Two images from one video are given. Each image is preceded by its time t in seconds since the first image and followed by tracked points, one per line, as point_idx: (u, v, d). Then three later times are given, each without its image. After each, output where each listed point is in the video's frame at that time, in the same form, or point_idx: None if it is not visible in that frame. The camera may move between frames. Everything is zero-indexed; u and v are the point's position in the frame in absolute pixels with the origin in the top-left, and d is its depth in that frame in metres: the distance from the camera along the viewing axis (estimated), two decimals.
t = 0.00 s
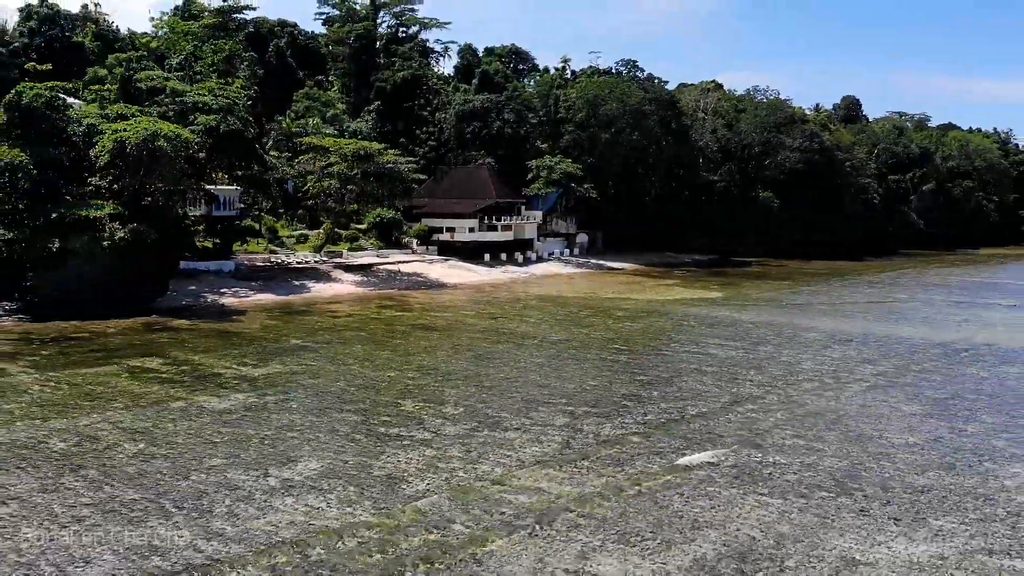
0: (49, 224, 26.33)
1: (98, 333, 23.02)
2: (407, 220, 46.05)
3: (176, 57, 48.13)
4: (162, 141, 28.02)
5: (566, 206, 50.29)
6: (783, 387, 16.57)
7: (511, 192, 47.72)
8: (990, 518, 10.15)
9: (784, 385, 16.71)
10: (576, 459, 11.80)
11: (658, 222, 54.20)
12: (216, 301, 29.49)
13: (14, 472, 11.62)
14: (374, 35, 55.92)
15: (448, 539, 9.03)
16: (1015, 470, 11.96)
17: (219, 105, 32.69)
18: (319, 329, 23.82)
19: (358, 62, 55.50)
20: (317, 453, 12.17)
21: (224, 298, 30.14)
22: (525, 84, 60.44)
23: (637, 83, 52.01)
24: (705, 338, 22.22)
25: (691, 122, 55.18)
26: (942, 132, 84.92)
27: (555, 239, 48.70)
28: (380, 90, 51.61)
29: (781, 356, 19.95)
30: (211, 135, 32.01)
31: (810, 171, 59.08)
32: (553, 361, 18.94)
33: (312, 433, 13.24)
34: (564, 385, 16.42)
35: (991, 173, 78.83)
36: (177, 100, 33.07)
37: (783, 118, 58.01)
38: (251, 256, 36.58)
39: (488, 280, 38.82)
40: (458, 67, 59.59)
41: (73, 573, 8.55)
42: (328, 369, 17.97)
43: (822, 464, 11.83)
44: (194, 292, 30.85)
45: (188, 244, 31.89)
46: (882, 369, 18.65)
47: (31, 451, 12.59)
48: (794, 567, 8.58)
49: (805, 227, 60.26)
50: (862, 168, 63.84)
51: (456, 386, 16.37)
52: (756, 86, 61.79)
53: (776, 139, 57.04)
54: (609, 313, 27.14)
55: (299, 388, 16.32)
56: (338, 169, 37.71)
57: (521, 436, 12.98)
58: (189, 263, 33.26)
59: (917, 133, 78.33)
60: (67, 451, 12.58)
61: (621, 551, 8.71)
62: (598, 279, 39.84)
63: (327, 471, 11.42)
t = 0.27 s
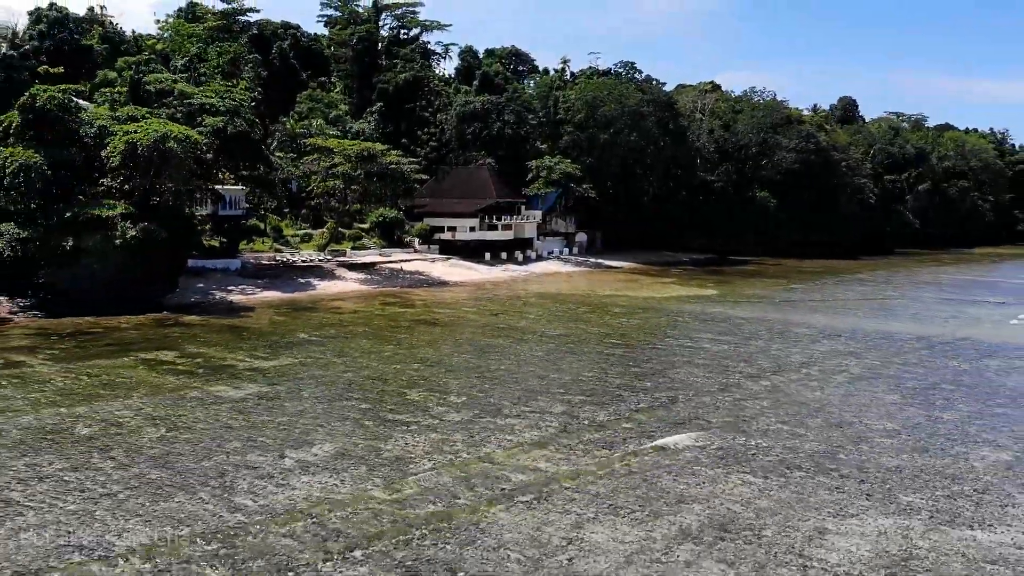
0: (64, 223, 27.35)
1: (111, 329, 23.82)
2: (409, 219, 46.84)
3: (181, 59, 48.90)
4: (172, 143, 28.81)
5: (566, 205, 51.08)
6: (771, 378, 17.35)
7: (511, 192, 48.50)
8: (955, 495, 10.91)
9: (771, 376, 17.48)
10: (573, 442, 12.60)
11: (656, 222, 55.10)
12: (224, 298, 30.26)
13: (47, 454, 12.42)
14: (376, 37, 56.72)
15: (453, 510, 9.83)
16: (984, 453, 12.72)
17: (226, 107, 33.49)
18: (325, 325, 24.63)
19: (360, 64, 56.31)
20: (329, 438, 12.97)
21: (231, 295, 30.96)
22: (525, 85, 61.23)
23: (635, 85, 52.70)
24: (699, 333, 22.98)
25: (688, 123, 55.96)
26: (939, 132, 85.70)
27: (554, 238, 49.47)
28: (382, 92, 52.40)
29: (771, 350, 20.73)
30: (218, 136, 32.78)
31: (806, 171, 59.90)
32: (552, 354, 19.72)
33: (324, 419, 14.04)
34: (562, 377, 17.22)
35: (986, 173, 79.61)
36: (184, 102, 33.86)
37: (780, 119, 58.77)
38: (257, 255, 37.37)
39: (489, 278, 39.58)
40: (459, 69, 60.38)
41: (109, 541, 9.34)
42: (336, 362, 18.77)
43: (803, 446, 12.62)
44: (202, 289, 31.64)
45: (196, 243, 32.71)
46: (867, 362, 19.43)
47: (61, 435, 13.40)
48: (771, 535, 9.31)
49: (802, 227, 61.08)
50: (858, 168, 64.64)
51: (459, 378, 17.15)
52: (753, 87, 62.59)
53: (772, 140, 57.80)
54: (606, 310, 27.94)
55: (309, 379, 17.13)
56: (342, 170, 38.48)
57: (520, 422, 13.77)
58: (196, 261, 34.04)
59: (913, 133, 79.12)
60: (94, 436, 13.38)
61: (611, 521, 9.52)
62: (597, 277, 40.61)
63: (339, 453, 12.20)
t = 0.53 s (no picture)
0: (76, 223, 27.99)
1: (123, 325, 24.55)
2: (411, 219, 47.60)
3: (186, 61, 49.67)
4: (181, 144, 29.56)
5: (565, 205, 51.81)
6: (761, 370, 18.10)
7: (511, 192, 49.26)
8: (926, 475, 11.65)
9: (761, 369, 18.22)
10: (569, 429, 13.37)
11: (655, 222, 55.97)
12: (231, 296, 31.00)
13: (74, 439, 13.16)
14: (378, 39, 57.51)
15: (456, 488, 10.56)
16: (958, 438, 13.45)
17: (232, 109, 34.25)
18: (331, 321, 25.41)
19: (362, 66, 57.08)
20: (340, 424, 13.72)
21: (238, 292, 31.72)
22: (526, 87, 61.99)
23: (633, 87, 53.39)
24: (694, 329, 23.74)
25: (686, 125, 56.69)
26: (935, 133, 86.50)
27: (554, 237, 50.15)
28: (384, 93, 53.18)
29: (762, 345, 21.47)
30: (225, 137, 33.52)
31: (803, 171, 60.62)
32: (550, 349, 20.45)
33: (334, 408, 14.79)
34: (560, 370, 17.96)
35: (982, 173, 80.31)
36: (192, 104, 34.63)
37: (777, 120, 59.52)
38: (262, 254, 38.14)
39: (490, 276, 40.31)
40: (459, 70, 61.15)
41: (139, 514, 10.07)
42: (343, 356, 19.54)
43: (787, 432, 13.34)
44: (209, 288, 32.41)
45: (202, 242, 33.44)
46: (854, 356, 20.18)
47: (85, 423, 14.12)
48: (752, 509, 10.02)
49: (799, 226, 61.82)
50: (854, 169, 65.37)
51: (461, 371, 17.87)
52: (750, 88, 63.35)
53: (769, 141, 58.36)
54: (604, 307, 28.71)
55: (318, 371, 17.88)
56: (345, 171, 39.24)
57: (520, 410, 14.54)
58: (203, 260, 34.76)
59: (909, 133, 79.86)
60: (116, 423, 14.10)
61: (604, 497, 10.25)
62: (596, 276, 41.34)
63: (349, 438, 12.95)
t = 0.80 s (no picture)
0: (88, 222, 28.84)
1: (135, 321, 25.36)
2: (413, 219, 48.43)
3: (191, 62, 50.42)
4: (190, 145, 30.35)
5: (564, 205, 52.52)
6: (751, 363, 18.87)
7: (511, 192, 50.08)
8: (901, 457, 12.42)
9: (752, 363, 18.94)
10: (566, 416, 14.18)
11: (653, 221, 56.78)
12: (238, 293, 31.81)
13: (100, 425, 13.97)
14: (380, 42, 58.32)
15: (462, 468, 11.35)
16: (934, 425, 14.23)
17: (239, 111, 35.08)
18: (337, 318, 26.24)
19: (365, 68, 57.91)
20: (351, 412, 14.49)
21: (245, 290, 32.54)
22: (525, 88, 62.78)
23: (632, 88, 54.17)
24: (688, 325, 24.50)
25: (684, 126, 57.44)
26: (931, 133, 87.30)
27: (553, 236, 50.83)
28: (387, 95, 53.98)
29: (754, 340, 22.25)
30: (231, 138, 34.31)
31: (799, 172, 61.40)
32: (549, 343, 21.20)
33: (343, 397, 15.56)
34: (558, 362, 18.73)
35: (978, 173, 81.25)
36: (200, 106, 35.43)
37: (774, 121, 60.25)
38: (268, 253, 38.97)
39: (490, 275, 41.12)
40: (460, 72, 61.96)
41: (167, 490, 10.86)
42: (349, 351, 20.26)
43: (773, 419, 14.12)
44: (217, 286, 33.25)
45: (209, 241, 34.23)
46: (843, 350, 20.96)
47: (107, 410, 14.92)
48: (736, 486, 10.80)
49: (795, 226, 62.57)
50: (850, 169, 66.18)
51: (462, 364, 18.62)
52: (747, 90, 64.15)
53: (766, 141, 59.00)
54: (601, 305, 29.51)
55: (326, 364, 18.65)
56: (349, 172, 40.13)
57: (519, 399, 15.36)
58: (210, 258, 35.60)
59: (905, 134, 80.72)
60: (137, 410, 14.91)
61: (597, 476, 11.03)
62: (594, 274, 42.10)
63: (359, 424, 13.75)
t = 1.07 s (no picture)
0: (99, 222, 29.58)
1: (146, 317, 26.06)
2: (414, 218, 49.24)
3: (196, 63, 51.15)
4: (198, 146, 31.17)
5: (563, 205, 53.25)
6: (741, 357, 19.61)
7: (511, 192, 50.88)
8: (879, 442, 13.14)
9: (743, 356, 19.68)
10: (562, 406, 14.93)
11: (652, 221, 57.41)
12: (244, 291, 32.62)
13: (121, 413, 14.73)
14: (382, 43, 59.08)
15: (465, 451, 12.10)
16: (913, 413, 14.96)
17: (244, 113, 35.90)
18: (341, 314, 26.98)
19: (366, 70, 58.64)
20: (359, 401, 15.24)
21: (251, 288, 33.28)
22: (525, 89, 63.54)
23: (630, 90, 54.91)
24: (683, 322, 25.24)
25: (682, 126, 58.18)
26: (928, 134, 88.05)
27: (552, 236, 51.56)
28: (389, 96, 54.76)
29: (746, 335, 22.98)
30: (237, 139, 35.11)
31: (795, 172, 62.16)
32: (548, 338, 21.95)
33: (351, 388, 16.31)
34: (557, 356, 19.49)
35: (974, 173, 82.01)
36: (206, 108, 36.21)
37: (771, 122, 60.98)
38: (272, 252, 39.77)
39: (490, 273, 41.90)
40: (461, 74, 62.74)
41: (189, 471, 11.58)
42: (355, 345, 21.01)
43: (760, 407, 14.87)
44: (224, 284, 34.07)
45: (215, 240, 34.97)
46: (832, 344, 21.70)
47: (127, 400, 15.67)
48: (721, 467, 11.54)
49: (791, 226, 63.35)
50: (846, 169, 66.93)
51: (463, 357, 19.37)
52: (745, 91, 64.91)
53: (762, 142, 59.78)
54: (599, 302, 30.26)
55: (333, 358, 19.40)
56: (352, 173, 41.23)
57: (519, 390, 16.09)
58: (216, 257, 36.41)
59: (902, 134, 81.48)
60: (154, 400, 15.63)
61: (592, 458, 11.76)
62: (592, 273, 42.87)
63: (367, 413, 14.47)
